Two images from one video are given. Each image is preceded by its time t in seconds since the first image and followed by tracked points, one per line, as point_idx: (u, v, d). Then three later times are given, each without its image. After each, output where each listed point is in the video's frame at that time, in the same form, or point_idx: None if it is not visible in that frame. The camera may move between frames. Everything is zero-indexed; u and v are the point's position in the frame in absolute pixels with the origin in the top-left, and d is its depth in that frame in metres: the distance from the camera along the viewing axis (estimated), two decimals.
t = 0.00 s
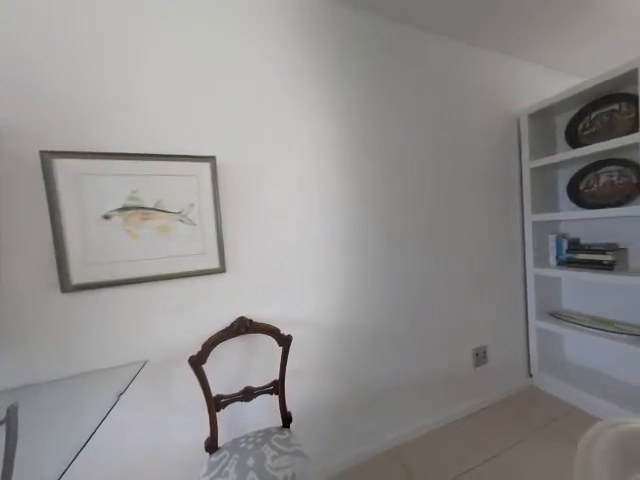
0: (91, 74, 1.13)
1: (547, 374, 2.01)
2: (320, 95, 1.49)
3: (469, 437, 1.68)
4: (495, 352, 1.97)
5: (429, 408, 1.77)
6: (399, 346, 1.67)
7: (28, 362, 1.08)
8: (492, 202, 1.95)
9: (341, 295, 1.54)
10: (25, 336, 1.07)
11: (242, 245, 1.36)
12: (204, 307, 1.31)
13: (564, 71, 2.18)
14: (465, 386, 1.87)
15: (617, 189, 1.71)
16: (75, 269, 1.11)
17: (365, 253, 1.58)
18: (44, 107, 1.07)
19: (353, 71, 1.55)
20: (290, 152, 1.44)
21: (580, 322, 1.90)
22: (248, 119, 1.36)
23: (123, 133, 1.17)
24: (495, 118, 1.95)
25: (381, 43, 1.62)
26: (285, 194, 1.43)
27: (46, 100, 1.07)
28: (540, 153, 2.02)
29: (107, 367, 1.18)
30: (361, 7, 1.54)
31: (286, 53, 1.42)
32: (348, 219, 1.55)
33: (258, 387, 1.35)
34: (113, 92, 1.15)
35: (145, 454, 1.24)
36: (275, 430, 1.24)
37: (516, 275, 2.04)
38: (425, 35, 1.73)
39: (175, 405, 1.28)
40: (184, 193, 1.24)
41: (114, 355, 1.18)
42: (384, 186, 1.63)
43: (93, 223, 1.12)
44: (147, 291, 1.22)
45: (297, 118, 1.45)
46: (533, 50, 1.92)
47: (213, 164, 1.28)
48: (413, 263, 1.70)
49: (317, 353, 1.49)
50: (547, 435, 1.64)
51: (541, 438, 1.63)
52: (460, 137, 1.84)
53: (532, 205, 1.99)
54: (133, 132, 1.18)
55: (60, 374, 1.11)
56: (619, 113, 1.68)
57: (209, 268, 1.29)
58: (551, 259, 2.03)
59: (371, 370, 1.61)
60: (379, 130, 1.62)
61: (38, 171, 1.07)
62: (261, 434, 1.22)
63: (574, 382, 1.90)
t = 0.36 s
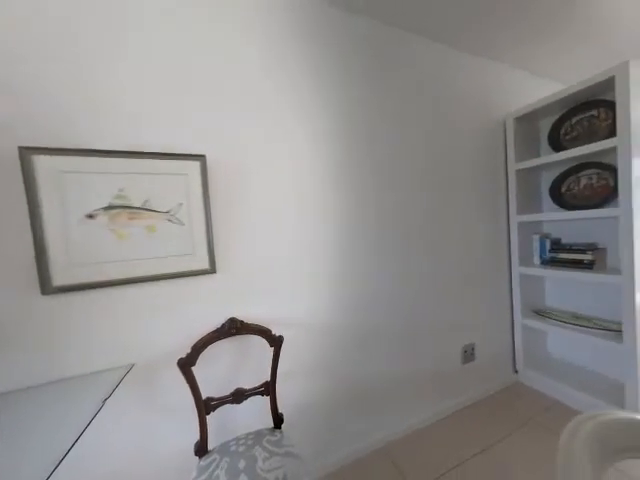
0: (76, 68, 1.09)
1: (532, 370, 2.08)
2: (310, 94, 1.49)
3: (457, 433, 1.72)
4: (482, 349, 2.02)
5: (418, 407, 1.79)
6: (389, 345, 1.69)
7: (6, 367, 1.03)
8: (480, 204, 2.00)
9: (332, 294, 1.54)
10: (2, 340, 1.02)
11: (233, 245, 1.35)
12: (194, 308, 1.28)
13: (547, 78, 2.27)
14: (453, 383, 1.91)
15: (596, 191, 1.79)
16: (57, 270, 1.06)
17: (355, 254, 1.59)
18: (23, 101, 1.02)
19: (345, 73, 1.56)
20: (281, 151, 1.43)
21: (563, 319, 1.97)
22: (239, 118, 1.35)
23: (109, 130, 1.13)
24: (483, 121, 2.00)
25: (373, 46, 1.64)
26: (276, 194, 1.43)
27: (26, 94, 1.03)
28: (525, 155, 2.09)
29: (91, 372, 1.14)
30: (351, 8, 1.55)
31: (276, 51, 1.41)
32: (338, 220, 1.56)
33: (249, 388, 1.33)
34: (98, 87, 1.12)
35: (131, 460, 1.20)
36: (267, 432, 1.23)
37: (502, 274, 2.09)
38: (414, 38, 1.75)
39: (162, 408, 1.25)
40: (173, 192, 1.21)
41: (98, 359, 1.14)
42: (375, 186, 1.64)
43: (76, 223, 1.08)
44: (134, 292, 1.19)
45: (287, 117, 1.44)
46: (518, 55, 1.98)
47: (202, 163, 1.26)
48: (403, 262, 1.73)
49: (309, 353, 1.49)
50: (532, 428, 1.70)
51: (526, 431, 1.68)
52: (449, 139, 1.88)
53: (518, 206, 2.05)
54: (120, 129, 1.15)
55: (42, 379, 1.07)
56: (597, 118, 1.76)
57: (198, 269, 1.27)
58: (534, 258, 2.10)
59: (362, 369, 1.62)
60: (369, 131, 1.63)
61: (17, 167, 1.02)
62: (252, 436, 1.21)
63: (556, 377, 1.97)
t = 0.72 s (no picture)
0: (59, 62, 1.05)
1: (517, 366, 2.14)
2: (301, 94, 1.49)
3: (446, 429, 1.75)
4: (469, 346, 2.07)
5: (408, 404, 1.82)
6: (380, 344, 1.71)
7: None
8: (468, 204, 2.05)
9: (323, 294, 1.55)
10: None
11: (224, 244, 1.33)
12: (183, 309, 1.26)
13: (531, 84, 2.35)
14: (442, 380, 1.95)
15: (576, 193, 1.86)
16: (37, 271, 1.02)
17: (346, 254, 1.60)
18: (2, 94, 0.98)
19: (336, 75, 1.57)
20: (273, 151, 1.43)
21: (546, 316, 2.05)
22: (230, 117, 1.33)
23: (94, 126, 1.10)
24: (471, 124, 2.05)
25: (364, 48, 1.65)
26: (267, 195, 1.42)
27: (5, 87, 0.98)
28: (510, 158, 2.15)
29: (73, 377, 1.09)
30: (342, 9, 1.56)
31: (267, 50, 1.40)
32: (329, 221, 1.56)
33: (240, 390, 1.32)
34: (82, 81, 1.08)
35: (116, 467, 1.17)
36: (258, 433, 1.22)
37: (489, 273, 2.15)
38: (404, 40, 1.78)
39: (149, 413, 1.21)
40: (161, 191, 1.19)
41: (81, 363, 1.10)
42: (366, 186, 1.66)
43: (58, 222, 1.04)
44: (119, 294, 1.15)
45: (279, 116, 1.44)
46: (504, 60, 2.04)
47: (192, 161, 1.24)
48: (393, 262, 1.75)
49: (300, 353, 1.49)
50: (517, 423, 1.75)
51: (512, 425, 1.73)
52: (438, 141, 1.92)
53: (504, 207, 2.11)
54: (106, 125, 1.12)
55: (21, 385, 1.02)
56: (578, 123, 1.83)
57: (187, 269, 1.24)
58: (519, 258, 2.17)
59: (354, 368, 1.63)
60: (360, 131, 1.64)
61: None
62: (243, 438, 1.19)
63: (540, 373, 2.04)
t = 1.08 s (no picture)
0: (39, 54, 1.00)
1: (503, 362, 2.21)
2: (292, 93, 1.48)
3: (436, 426, 1.79)
4: (458, 344, 2.11)
5: (398, 402, 1.85)
6: (371, 343, 1.73)
7: None
8: (457, 205, 2.09)
9: (315, 294, 1.55)
10: None
11: (214, 244, 1.31)
12: (171, 311, 1.23)
13: (516, 89, 2.43)
14: (431, 377, 1.98)
15: (558, 195, 1.94)
16: (15, 272, 0.97)
17: (337, 255, 1.61)
18: None
19: (328, 75, 1.58)
20: (262, 150, 1.41)
21: (530, 313, 2.12)
22: (220, 115, 1.31)
23: (77, 122, 1.06)
24: (459, 127, 2.10)
25: (355, 50, 1.67)
26: (258, 194, 1.41)
27: None
28: (496, 160, 2.21)
29: (55, 382, 1.05)
30: (332, 9, 1.56)
31: (257, 47, 1.39)
32: (321, 221, 1.57)
33: (230, 392, 1.30)
34: (64, 74, 1.04)
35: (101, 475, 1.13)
36: (249, 436, 1.21)
37: (476, 272, 2.20)
38: (394, 42, 1.80)
39: (137, 417, 1.18)
40: (149, 190, 1.16)
41: (63, 368, 1.06)
42: (357, 187, 1.67)
43: (38, 221, 1.00)
44: (104, 295, 1.11)
45: (269, 115, 1.42)
46: (490, 65, 2.10)
47: (181, 160, 1.21)
48: (384, 262, 1.77)
49: (291, 353, 1.49)
50: (504, 418, 1.81)
51: (499, 420, 1.79)
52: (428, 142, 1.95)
53: (491, 208, 2.17)
54: (89, 121, 1.08)
55: None
56: (560, 127, 1.90)
57: (176, 270, 1.22)
58: (505, 257, 2.24)
59: (345, 367, 1.64)
60: (351, 132, 1.65)
61: None
62: (234, 441, 1.18)
63: (525, 369, 2.11)
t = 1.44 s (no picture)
0: (18, 45, 0.96)
1: (490, 359, 2.27)
2: (284, 92, 1.48)
3: (426, 423, 1.82)
4: (447, 342, 2.16)
5: (389, 400, 1.87)
6: (362, 342, 1.74)
7: None
8: (446, 205, 2.14)
9: (306, 294, 1.55)
10: None
11: (204, 244, 1.29)
12: (159, 312, 1.20)
13: (502, 93, 2.50)
14: (421, 375, 2.02)
15: (542, 197, 2.01)
16: None
17: (329, 254, 1.62)
18: None
19: (320, 75, 1.58)
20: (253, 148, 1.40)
21: (515, 311, 2.19)
22: (210, 112, 1.29)
23: (58, 117, 1.02)
24: (448, 129, 2.14)
25: (346, 50, 1.67)
26: (249, 194, 1.39)
27: None
28: (484, 162, 2.27)
29: (36, 388, 1.01)
30: (324, 9, 1.57)
31: (248, 44, 1.37)
32: (313, 221, 1.57)
33: (221, 394, 1.28)
34: (45, 67, 1.00)
35: None
36: (240, 438, 1.20)
37: (464, 271, 2.25)
38: (385, 44, 1.82)
39: (123, 423, 1.15)
40: (136, 188, 1.13)
41: (44, 374, 1.01)
42: (348, 187, 1.68)
43: (17, 220, 0.95)
44: (88, 297, 1.08)
45: (260, 113, 1.41)
46: (478, 69, 2.15)
47: (169, 158, 1.19)
48: (375, 261, 1.78)
49: (283, 354, 1.48)
50: (491, 413, 1.86)
51: (486, 416, 1.83)
52: (418, 143, 1.98)
53: (478, 209, 2.23)
54: (72, 116, 1.04)
55: None
56: (543, 132, 1.98)
57: (164, 270, 1.19)
58: (492, 257, 2.30)
59: (337, 366, 1.65)
60: (342, 132, 1.66)
61: None
62: (224, 444, 1.16)
63: (511, 365, 2.17)
